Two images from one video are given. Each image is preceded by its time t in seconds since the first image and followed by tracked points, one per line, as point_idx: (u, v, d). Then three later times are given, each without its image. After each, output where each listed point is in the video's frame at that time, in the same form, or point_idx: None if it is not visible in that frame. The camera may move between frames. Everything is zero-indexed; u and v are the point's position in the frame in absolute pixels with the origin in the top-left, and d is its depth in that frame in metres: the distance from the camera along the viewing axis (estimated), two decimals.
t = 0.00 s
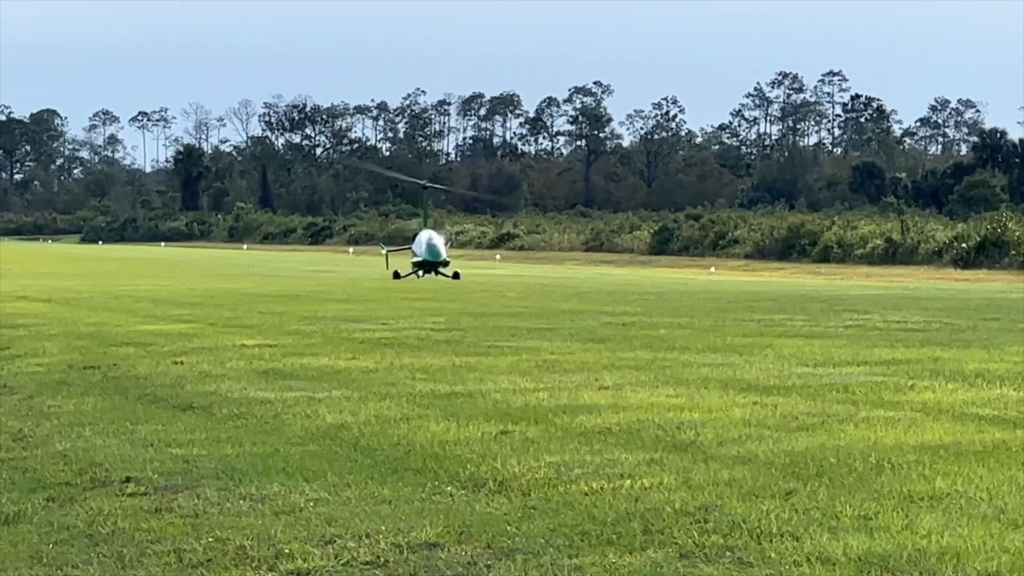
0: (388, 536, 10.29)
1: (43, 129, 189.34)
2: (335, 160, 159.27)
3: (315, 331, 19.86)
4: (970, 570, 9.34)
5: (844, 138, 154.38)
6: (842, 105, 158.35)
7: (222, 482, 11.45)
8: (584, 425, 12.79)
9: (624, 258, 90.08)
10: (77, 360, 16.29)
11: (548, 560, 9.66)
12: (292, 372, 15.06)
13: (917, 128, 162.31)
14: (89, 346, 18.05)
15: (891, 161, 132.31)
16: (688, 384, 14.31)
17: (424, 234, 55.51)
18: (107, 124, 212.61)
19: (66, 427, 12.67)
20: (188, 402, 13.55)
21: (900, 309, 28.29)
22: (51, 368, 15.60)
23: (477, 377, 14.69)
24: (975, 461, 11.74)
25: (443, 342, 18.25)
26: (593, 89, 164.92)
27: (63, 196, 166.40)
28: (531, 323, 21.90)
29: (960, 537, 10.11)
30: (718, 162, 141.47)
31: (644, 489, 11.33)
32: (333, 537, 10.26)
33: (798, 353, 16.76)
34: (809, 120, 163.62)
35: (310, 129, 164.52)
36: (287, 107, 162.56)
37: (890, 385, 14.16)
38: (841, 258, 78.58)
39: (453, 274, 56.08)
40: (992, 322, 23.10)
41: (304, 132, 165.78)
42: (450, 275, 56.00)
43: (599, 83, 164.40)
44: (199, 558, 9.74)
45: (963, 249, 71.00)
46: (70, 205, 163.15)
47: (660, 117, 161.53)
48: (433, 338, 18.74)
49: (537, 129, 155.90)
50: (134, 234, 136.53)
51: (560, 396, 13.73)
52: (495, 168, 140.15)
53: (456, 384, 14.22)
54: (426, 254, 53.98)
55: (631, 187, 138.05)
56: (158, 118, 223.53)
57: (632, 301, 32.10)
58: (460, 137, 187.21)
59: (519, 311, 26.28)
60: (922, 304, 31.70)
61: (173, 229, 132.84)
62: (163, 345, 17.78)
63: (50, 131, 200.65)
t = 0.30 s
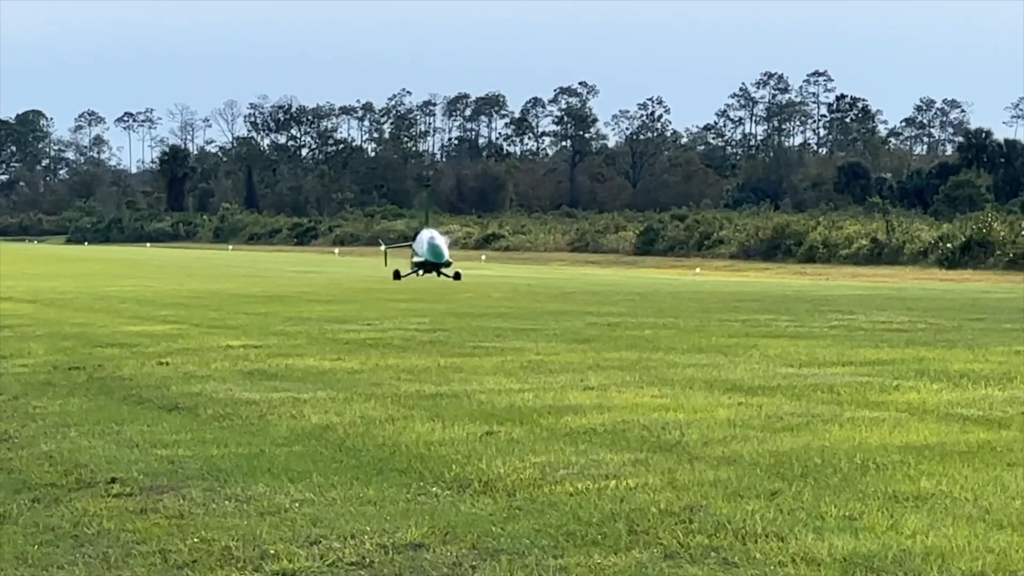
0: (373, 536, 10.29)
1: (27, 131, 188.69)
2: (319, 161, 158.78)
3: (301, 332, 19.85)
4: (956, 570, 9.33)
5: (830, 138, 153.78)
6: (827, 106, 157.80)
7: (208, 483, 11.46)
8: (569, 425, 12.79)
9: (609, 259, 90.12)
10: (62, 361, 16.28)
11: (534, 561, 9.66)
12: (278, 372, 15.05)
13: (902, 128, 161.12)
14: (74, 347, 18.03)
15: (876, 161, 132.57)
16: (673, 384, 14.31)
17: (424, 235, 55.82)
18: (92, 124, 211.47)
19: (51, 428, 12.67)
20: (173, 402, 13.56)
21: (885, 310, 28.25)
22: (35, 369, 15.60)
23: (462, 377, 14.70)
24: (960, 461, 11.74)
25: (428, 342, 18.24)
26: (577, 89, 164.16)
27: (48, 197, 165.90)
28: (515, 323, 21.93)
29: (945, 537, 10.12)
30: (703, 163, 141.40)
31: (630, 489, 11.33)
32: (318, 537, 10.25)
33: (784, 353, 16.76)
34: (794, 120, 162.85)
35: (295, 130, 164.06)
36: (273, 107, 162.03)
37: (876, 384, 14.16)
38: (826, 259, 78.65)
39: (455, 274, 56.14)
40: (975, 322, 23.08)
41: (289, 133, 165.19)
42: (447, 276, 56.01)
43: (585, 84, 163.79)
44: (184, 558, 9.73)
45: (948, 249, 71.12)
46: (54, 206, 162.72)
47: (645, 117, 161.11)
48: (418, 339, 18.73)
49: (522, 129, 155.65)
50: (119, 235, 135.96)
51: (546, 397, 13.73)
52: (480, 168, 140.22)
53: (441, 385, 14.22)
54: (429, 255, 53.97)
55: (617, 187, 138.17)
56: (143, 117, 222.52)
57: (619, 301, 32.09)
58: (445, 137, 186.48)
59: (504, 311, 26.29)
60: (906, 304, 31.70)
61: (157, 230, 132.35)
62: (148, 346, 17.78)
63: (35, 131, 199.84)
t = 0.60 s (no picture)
0: (356, 540, 10.28)
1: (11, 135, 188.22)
2: (302, 165, 158.60)
3: (283, 336, 19.83)
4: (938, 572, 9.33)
5: (812, 142, 152.83)
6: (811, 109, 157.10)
7: (191, 487, 11.44)
8: (552, 429, 12.78)
9: (593, 262, 90.20)
10: (45, 365, 16.24)
11: (517, 565, 9.63)
12: (262, 377, 15.03)
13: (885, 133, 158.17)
14: (57, 351, 18.00)
15: (859, 165, 133.19)
16: (657, 388, 14.30)
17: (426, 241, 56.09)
18: (75, 127, 210.66)
19: (35, 432, 12.67)
20: (157, 406, 13.54)
21: (868, 314, 28.26)
22: (18, 373, 15.56)
23: (445, 381, 14.68)
24: (943, 465, 11.74)
25: (412, 346, 18.24)
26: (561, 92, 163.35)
27: (31, 201, 165.40)
28: (498, 327, 21.88)
29: (929, 541, 10.11)
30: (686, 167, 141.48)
31: (613, 494, 11.32)
32: (301, 541, 10.23)
33: (767, 357, 16.77)
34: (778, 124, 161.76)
35: (278, 134, 163.85)
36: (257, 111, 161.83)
37: (859, 388, 14.15)
38: (809, 262, 78.83)
39: (455, 279, 56.18)
40: (959, 326, 23.09)
41: (271, 137, 164.91)
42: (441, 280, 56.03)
43: (569, 88, 163.08)
44: (167, 563, 9.71)
45: (931, 253, 71.50)
46: (37, 209, 162.28)
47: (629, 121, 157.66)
48: (401, 343, 18.72)
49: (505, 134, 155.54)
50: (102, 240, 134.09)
51: (529, 401, 13.73)
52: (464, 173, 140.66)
53: (424, 389, 14.21)
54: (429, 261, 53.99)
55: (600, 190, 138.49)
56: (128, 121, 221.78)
57: (603, 305, 32.01)
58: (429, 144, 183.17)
59: (488, 316, 26.29)
60: (889, 308, 31.66)
61: (140, 234, 132.49)
62: (131, 350, 17.77)
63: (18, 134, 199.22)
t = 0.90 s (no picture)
0: (337, 548, 10.26)
1: None
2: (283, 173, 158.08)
3: (263, 344, 19.82)
4: None
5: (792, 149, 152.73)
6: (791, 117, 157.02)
7: (172, 496, 11.44)
8: (533, 437, 12.77)
9: (574, 270, 90.45)
10: (26, 373, 16.22)
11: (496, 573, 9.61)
12: (242, 385, 15.03)
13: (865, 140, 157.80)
14: (37, 359, 17.97)
15: (841, 172, 133.69)
16: (637, 396, 14.30)
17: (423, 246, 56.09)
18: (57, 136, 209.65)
19: (15, 440, 12.66)
20: (138, 414, 13.54)
21: (848, 321, 28.28)
22: None
23: (426, 390, 14.68)
24: (925, 473, 11.74)
25: (392, 354, 18.23)
26: (542, 100, 162.74)
27: (13, 209, 164.74)
28: (478, 334, 21.88)
29: (909, 549, 10.09)
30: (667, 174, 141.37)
31: (593, 501, 11.32)
32: (281, 549, 10.22)
33: (748, 364, 16.78)
34: (758, 132, 161.41)
35: (259, 141, 163.27)
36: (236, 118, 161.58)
37: (839, 396, 14.16)
38: (790, 270, 79.29)
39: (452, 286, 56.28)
40: (938, 333, 23.09)
41: (252, 144, 164.32)
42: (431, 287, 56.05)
43: (548, 95, 162.60)
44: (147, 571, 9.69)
45: (912, 260, 72.33)
46: (19, 216, 161.64)
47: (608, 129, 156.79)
48: (382, 351, 18.71)
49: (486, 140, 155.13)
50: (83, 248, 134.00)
51: (509, 408, 13.72)
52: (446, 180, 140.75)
53: (405, 397, 14.21)
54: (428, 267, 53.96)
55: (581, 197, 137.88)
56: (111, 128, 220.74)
57: (584, 312, 32.03)
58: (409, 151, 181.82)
59: (468, 323, 26.28)
60: (868, 315, 31.74)
61: (121, 241, 132.02)
62: (111, 358, 17.75)
63: None
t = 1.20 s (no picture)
0: (317, 556, 10.23)
1: None
2: (264, 181, 157.95)
3: (244, 352, 19.83)
4: None
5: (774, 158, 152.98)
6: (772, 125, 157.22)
7: (152, 504, 11.43)
8: (514, 445, 12.77)
9: (555, 278, 90.85)
10: (6, 382, 16.20)
11: None
12: (223, 393, 15.04)
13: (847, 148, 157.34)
14: (18, 368, 17.95)
15: (822, 180, 134.27)
16: (618, 404, 14.31)
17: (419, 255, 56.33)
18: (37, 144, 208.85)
19: None
20: (119, 423, 13.55)
21: (828, 330, 28.33)
22: None
23: (407, 398, 14.70)
24: (905, 481, 11.74)
25: (373, 363, 18.25)
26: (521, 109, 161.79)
27: None
28: (459, 343, 21.88)
29: (889, 557, 10.06)
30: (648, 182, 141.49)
31: (574, 510, 11.32)
32: (262, 558, 10.19)
33: (728, 373, 16.80)
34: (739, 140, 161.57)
35: (239, 149, 163.06)
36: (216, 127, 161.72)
37: (820, 404, 14.17)
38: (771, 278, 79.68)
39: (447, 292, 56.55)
40: (919, 342, 23.15)
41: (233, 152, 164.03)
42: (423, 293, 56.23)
43: (529, 103, 161.71)
44: None
45: (893, 269, 72.83)
46: None
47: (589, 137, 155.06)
48: (363, 359, 18.71)
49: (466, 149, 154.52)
50: (64, 256, 133.72)
51: (489, 417, 13.72)
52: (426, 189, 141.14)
53: (386, 405, 14.22)
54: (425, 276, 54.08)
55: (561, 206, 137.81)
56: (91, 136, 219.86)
57: (567, 321, 32.09)
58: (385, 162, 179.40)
59: (449, 331, 26.30)
60: (847, 323, 31.84)
61: (102, 250, 131.84)
62: (92, 366, 17.75)
63: None
